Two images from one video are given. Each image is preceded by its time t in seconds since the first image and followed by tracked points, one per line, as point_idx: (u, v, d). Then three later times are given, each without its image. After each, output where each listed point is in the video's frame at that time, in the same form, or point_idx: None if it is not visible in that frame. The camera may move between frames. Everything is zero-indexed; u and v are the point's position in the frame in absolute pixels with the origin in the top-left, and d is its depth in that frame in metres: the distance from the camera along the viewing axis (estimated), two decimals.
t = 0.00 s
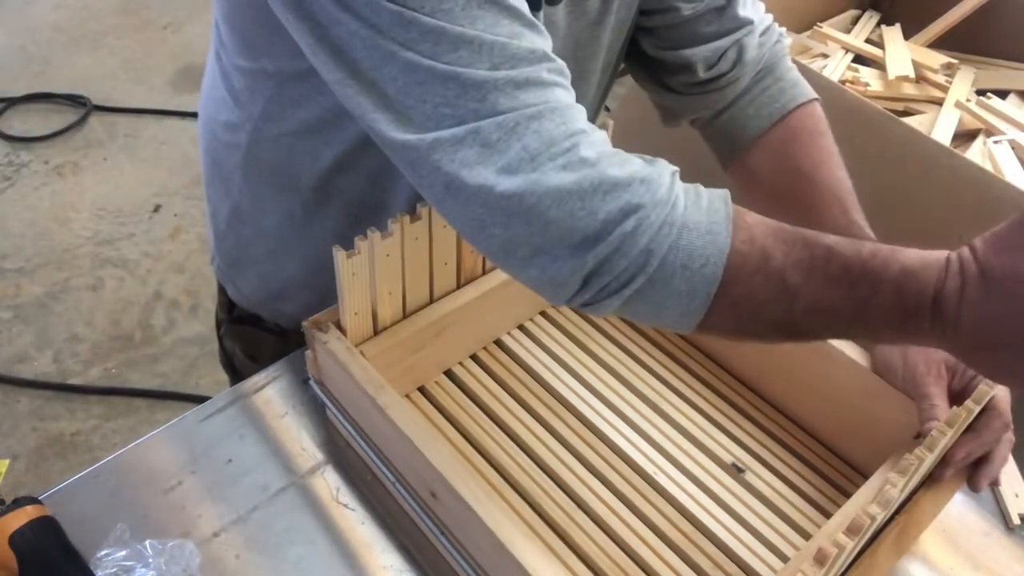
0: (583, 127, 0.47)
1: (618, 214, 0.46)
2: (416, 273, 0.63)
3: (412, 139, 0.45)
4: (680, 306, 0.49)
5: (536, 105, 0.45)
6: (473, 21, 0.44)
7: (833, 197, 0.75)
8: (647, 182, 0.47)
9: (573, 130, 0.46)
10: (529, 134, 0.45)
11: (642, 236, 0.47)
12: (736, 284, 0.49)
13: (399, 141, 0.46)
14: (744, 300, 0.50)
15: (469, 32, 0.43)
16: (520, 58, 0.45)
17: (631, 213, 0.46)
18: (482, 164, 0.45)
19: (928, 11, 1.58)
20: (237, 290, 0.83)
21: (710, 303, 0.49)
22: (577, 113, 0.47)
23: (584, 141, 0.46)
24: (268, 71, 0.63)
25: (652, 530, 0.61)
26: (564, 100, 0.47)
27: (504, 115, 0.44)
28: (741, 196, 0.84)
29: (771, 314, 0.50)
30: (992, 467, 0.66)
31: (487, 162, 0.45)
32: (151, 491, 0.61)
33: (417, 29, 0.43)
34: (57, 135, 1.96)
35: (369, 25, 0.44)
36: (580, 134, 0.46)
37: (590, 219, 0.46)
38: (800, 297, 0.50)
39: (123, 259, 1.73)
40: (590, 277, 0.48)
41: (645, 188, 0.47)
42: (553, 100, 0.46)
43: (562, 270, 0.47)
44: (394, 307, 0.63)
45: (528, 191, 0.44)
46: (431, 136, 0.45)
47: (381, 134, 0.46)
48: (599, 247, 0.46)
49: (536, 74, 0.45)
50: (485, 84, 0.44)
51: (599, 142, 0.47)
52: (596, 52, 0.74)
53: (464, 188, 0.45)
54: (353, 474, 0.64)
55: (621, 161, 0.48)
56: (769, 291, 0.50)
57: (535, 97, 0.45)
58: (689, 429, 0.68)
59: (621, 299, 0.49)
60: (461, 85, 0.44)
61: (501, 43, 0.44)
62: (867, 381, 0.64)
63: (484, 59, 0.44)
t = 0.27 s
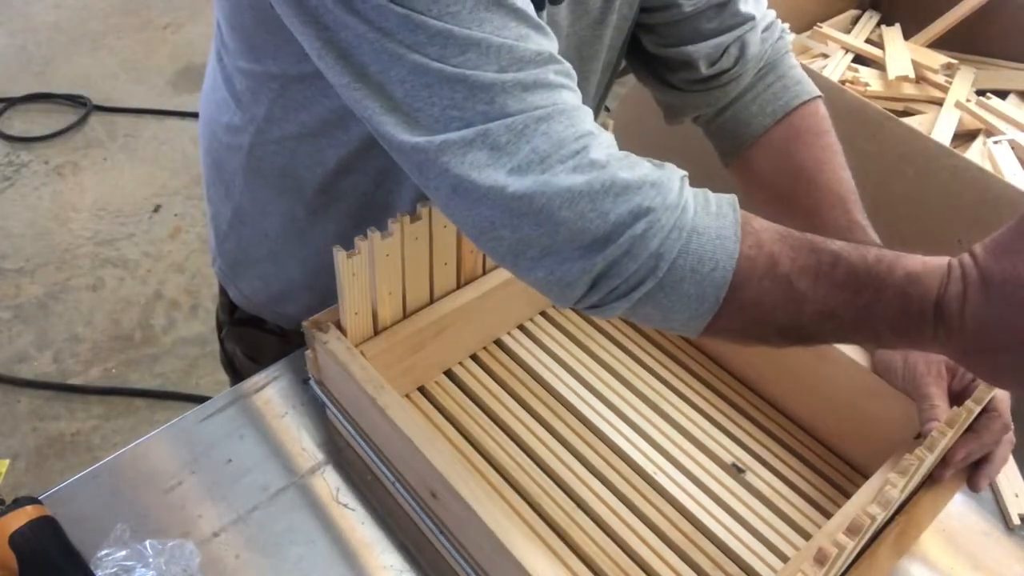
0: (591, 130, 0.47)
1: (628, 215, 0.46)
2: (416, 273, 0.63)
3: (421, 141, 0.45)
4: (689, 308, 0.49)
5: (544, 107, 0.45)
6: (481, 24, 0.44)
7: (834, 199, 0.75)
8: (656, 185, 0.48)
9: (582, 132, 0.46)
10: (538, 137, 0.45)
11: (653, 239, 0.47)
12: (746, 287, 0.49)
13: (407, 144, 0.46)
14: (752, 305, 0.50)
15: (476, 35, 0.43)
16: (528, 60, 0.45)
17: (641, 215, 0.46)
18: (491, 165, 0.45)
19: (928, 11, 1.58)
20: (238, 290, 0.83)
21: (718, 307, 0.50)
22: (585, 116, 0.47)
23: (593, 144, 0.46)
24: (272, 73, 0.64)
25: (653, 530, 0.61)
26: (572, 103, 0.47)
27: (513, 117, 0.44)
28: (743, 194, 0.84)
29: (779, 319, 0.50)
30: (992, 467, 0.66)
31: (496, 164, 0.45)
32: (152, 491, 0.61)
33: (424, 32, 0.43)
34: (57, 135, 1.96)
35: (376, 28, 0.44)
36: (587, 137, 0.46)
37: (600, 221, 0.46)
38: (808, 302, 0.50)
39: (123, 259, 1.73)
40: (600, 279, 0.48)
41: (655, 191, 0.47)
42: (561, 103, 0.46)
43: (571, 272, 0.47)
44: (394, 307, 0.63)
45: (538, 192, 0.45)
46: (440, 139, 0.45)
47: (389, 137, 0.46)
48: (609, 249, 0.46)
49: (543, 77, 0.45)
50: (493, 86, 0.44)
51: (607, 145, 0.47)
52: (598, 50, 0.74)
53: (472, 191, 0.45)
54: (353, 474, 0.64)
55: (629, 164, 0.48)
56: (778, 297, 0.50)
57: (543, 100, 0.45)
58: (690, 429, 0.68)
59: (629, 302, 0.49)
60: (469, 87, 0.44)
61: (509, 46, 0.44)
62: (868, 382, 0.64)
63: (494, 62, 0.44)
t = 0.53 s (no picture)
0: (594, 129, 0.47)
1: (631, 213, 0.46)
2: (416, 273, 0.63)
3: (424, 141, 0.45)
4: (692, 307, 0.49)
5: (548, 107, 0.45)
6: (485, 24, 0.44)
7: (837, 198, 0.75)
8: (659, 184, 0.48)
9: (585, 131, 0.46)
10: (542, 136, 0.45)
11: (655, 238, 0.47)
12: (749, 283, 0.49)
13: (409, 144, 0.46)
14: (756, 301, 0.50)
15: (481, 34, 0.43)
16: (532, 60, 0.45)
17: (644, 213, 0.47)
18: (494, 165, 0.45)
19: (928, 11, 1.58)
20: (240, 291, 0.83)
21: (722, 305, 0.50)
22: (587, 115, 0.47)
23: (595, 143, 0.46)
24: (275, 74, 0.64)
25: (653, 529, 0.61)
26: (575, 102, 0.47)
27: (517, 117, 0.44)
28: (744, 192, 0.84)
29: (782, 315, 0.50)
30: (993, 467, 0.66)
31: (500, 164, 0.45)
32: (152, 491, 0.61)
33: (428, 31, 0.43)
34: (57, 135, 1.96)
35: (380, 28, 0.44)
36: (591, 135, 0.46)
37: (603, 219, 0.46)
38: (810, 302, 0.50)
39: (123, 259, 1.73)
40: (603, 278, 0.48)
41: (658, 190, 0.47)
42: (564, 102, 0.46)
43: (574, 271, 0.47)
44: (394, 307, 0.63)
45: (542, 191, 0.45)
46: (443, 139, 0.45)
47: (391, 138, 0.46)
48: (612, 247, 0.46)
49: (547, 76, 0.45)
50: (497, 86, 0.44)
51: (610, 144, 0.47)
52: (601, 50, 0.74)
53: (476, 191, 0.45)
54: (353, 474, 0.64)
55: (632, 163, 0.48)
56: (781, 292, 0.50)
57: (547, 99, 0.45)
58: (690, 429, 0.68)
59: (633, 301, 0.48)
60: (472, 87, 0.44)
61: (513, 45, 0.44)
62: (867, 382, 0.64)
63: (498, 62, 0.44)
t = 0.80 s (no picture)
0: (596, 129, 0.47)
1: (633, 212, 0.46)
2: (416, 273, 0.63)
3: (428, 141, 0.45)
4: (694, 307, 0.49)
5: (552, 108, 0.45)
6: (489, 25, 0.44)
7: (838, 198, 0.75)
8: (661, 184, 0.48)
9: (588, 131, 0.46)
10: (545, 136, 0.45)
11: (657, 238, 0.47)
12: (751, 283, 0.49)
13: (413, 145, 0.46)
14: (758, 301, 0.50)
15: (485, 35, 0.44)
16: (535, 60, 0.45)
17: (646, 212, 0.47)
18: (497, 165, 0.45)
19: (928, 11, 1.58)
20: (243, 291, 0.83)
21: (723, 304, 0.49)
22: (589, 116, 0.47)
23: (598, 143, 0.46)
24: (279, 74, 0.64)
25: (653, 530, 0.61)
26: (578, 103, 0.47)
27: (520, 118, 0.44)
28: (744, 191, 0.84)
29: (784, 315, 0.50)
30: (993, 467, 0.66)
31: (503, 164, 0.45)
32: (153, 491, 0.61)
33: (432, 32, 0.43)
34: (57, 135, 1.96)
35: (384, 27, 0.44)
36: (594, 136, 0.46)
37: (605, 219, 0.46)
38: (810, 303, 0.50)
39: (123, 259, 1.73)
40: (605, 278, 0.48)
41: (661, 190, 0.47)
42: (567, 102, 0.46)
43: (576, 270, 0.47)
44: (394, 307, 0.63)
45: (545, 190, 0.45)
46: (447, 139, 0.45)
47: (395, 138, 0.46)
48: (614, 246, 0.46)
49: (550, 77, 0.46)
50: (501, 86, 0.44)
51: (612, 144, 0.47)
52: (603, 50, 0.74)
53: (480, 191, 0.45)
54: (353, 474, 0.64)
55: (634, 164, 0.48)
56: (783, 293, 0.50)
57: (549, 100, 0.45)
58: (691, 429, 0.68)
59: (634, 300, 0.49)
60: (476, 87, 0.44)
61: (517, 46, 0.44)
62: (867, 382, 0.65)
63: (501, 62, 0.44)
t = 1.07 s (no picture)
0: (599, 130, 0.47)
1: (635, 213, 0.46)
2: (416, 273, 0.63)
3: (431, 142, 0.45)
4: (695, 307, 0.49)
5: (554, 109, 0.45)
6: (493, 26, 0.44)
7: (839, 199, 0.75)
8: (663, 185, 0.48)
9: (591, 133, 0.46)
10: (548, 137, 0.45)
11: (659, 239, 0.47)
12: (751, 283, 0.49)
13: (416, 146, 0.46)
14: (758, 300, 0.50)
15: (488, 36, 0.44)
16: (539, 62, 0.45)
17: (648, 213, 0.47)
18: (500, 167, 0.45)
19: (928, 11, 1.58)
20: (244, 291, 0.84)
21: (723, 304, 0.49)
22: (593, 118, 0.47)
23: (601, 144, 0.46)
24: (282, 74, 0.64)
25: (653, 530, 0.61)
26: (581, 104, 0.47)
27: (523, 119, 0.44)
28: (745, 191, 0.84)
29: (784, 315, 0.50)
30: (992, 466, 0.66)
31: (506, 165, 0.45)
32: (153, 491, 0.61)
33: (436, 33, 0.43)
34: (57, 134, 1.96)
35: (387, 28, 0.44)
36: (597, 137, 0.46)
37: (607, 220, 0.46)
38: (810, 303, 0.50)
39: (123, 259, 1.73)
40: (606, 278, 0.48)
41: (662, 190, 0.47)
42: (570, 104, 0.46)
43: (577, 271, 0.47)
44: (394, 307, 0.63)
45: (547, 191, 0.45)
46: (449, 139, 0.44)
47: (397, 140, 0.46)
48: (615, 247, 0.46)
49: (552, 78, 0.46)
50: (504, 87, 0.44)
51: (614, 145, 0.47)
52: (605, 50, 0.74)
53: (482, 192, 0.45)
54: (353, 474, 0.64)
55: (636, 164, 0.48)
56: (782, 292, 0.50)
57: (552, 101, 0.45)
58: (691, 429, 0.68)
59: (635, 301, 0.48)
60: (479, 88, 0.44)
61: (520, 48, 0.44)
62: (868, 382, 0.65)
63: (504, 63, 0.44)
